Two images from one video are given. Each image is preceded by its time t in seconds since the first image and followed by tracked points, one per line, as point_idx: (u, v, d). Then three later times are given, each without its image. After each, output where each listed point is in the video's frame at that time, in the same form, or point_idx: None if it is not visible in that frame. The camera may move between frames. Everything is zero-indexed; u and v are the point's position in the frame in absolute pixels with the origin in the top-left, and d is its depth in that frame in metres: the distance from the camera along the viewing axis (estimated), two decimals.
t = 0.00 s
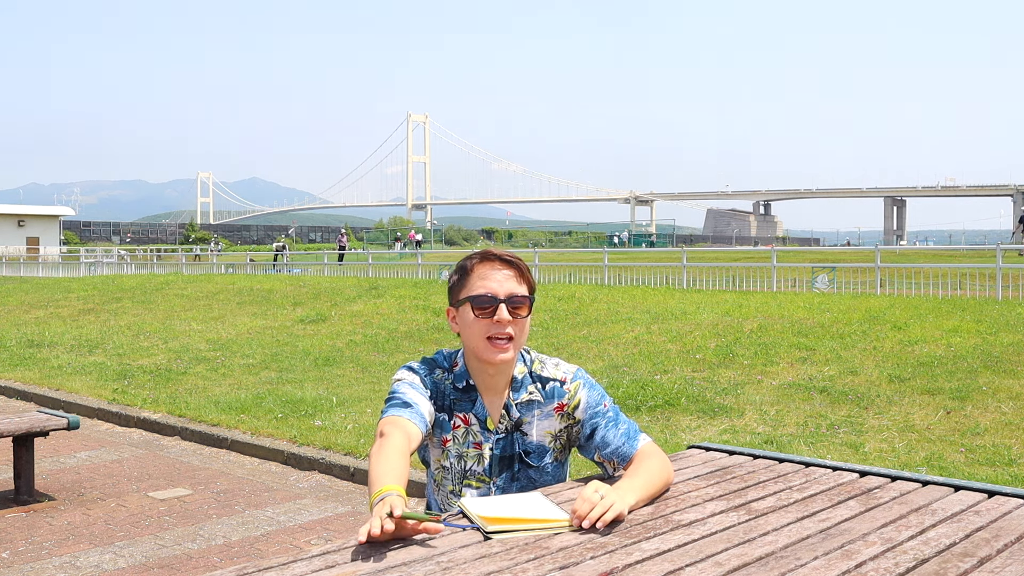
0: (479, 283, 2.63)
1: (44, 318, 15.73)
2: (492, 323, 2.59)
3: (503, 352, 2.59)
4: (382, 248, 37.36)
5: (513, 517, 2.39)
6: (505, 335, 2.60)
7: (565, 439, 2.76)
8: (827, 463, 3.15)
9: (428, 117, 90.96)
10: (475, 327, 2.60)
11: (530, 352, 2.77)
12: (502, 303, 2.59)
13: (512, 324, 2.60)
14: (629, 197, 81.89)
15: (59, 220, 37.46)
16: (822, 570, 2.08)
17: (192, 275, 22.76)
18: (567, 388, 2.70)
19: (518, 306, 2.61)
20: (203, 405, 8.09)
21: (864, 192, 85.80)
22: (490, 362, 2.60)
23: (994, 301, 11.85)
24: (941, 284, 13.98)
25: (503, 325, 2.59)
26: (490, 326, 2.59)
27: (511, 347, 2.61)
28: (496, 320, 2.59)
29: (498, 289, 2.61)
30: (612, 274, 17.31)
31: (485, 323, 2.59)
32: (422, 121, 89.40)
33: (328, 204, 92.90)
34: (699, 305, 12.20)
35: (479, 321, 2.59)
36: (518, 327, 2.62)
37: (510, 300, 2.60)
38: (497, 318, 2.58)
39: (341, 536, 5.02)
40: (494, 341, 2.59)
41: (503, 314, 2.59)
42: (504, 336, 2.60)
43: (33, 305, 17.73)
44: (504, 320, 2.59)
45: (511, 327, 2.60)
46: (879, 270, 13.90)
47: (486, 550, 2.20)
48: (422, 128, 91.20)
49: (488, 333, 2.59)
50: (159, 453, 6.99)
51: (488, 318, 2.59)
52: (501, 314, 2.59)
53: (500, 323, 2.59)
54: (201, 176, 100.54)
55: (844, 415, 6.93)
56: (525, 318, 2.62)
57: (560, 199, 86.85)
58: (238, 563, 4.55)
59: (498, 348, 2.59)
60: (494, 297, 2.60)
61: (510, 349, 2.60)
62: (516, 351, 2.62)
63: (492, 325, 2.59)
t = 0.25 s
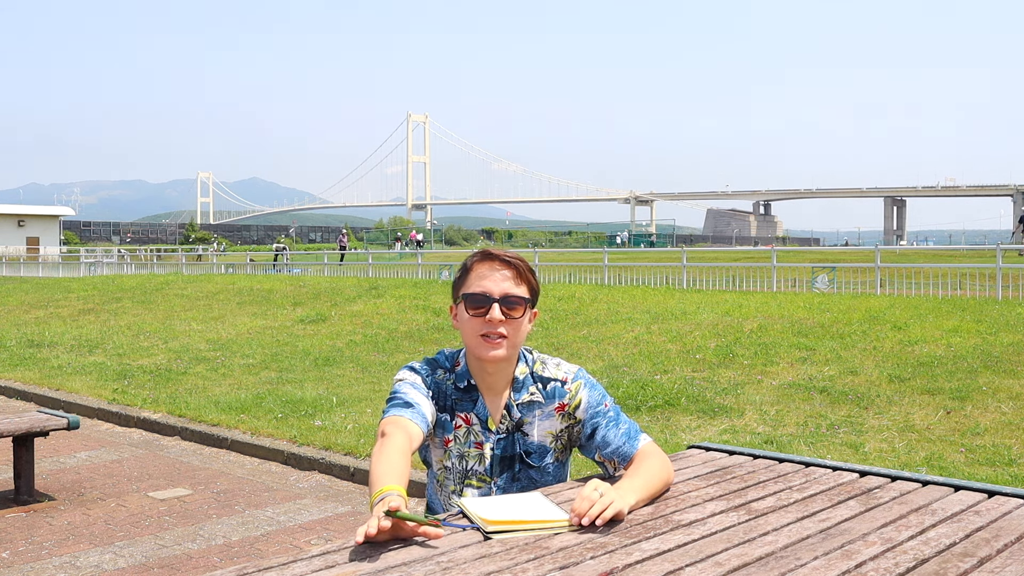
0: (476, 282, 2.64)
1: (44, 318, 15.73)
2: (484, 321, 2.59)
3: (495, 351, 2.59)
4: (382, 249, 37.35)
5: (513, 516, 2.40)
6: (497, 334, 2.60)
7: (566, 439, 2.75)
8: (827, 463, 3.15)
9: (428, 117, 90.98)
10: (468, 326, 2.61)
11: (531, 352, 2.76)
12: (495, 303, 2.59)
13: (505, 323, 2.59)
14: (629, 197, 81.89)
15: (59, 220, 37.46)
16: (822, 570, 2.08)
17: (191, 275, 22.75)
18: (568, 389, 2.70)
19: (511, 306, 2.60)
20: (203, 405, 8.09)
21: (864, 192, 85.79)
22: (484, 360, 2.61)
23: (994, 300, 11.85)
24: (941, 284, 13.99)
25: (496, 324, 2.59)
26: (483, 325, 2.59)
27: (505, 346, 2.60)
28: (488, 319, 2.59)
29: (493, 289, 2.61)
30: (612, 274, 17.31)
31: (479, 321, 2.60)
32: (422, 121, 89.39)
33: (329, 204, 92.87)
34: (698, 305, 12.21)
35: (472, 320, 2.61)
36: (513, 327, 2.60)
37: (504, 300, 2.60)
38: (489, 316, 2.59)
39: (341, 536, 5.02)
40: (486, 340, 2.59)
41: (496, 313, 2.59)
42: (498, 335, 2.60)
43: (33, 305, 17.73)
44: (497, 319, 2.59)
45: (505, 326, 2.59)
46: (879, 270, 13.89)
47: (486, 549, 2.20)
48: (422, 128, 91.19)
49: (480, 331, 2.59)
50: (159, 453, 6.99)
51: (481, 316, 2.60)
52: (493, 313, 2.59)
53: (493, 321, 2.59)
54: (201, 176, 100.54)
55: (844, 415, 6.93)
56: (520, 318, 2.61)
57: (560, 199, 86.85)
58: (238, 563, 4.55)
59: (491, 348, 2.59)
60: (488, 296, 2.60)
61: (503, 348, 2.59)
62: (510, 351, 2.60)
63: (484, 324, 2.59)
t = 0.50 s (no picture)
0: (476, 282, 2.64)
1: (44, 318, 15.73)
2: (482, 321, 2.60)
3: (493, 351, 2.59)
4: (382, 249, 37.35)
5: (513, 516, 2.39)
6: (495, 334, 2.60)
7: (567, 439, 2.75)
8: (827, 463, 3.15)
9: (428, 117, 91.03)
10: (467, 325, 2.62)
11: (533, 353, 2.76)
12: (494, 303, 2.59)
13: (503, 324, 2.59)
14: (629, 197, 81.90)
15: (59, 220, 37.46)
16: (822, 570, 2.08)
17: (192, 275, 22.76)
18: (569, 389, 2.69)
19: (509, 307, 2.60)
20: (203, 405, 8.09)
21: (864, 192, 85.80)
22: (482, 361, 2.61)
23: (994, 301, 11.85)
24: (941, 284, 13.99)
25: (494, 325, 2.59)
26: (481, 325, 2.60)
27: (502, 347, 2.60)
28: (486, 320, 2.59)
29: (492, 289, 2.61)
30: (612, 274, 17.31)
31: (477, 322, 2.60)
32: (422, 121, 89.39)
33: (329, 204, 92.86)
34: (699, 305, 12.21)
35: (471, 320, 2.61)
36: (511, 328, 2.60)
37: (503, 300, 2.59)
38: (487, 317, 2.59)
39: (341, 536, 5.02)
40: (484, 340, 2.60)
41: (495, 314, 2.59)
42: (496, 336, 2.60)
43: (33, 305, 17.73)
44: (495, 320, 2.59)
45: (503, 327, 2.59)
46: (879, 270, 13.89)
47: (486, 550, 2.20)
48: (422, 128, 91.17)
49: (478, 331, 2.60)
50: (159, 453, 6.99)
51: (480, 317, 2.60)
52: (491, 313, 2.59)
53: (491, 322, 2.59)
54: (201, 176, 100.52)
55: (844, 415, 6.93)
56: (518, 319, 2.60)
57: (561, 199, 86.85)
58: (238, 563, 4.55)
59: (489, 348, 2.59)
60: (487, 296, 2.60)
61: (500, 348, 2.59)
62: (508, 351, 2.60)
63: (483, 324, 2.60)
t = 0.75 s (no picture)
0: (477, 281, 2.64)
1: (44, 318, 15.73)
2: (481, 321, 2.60)
3: (490, 350, 2.59)
4: (382, 249, 37.33)
5: (512, 516, 2.39)
6: (494, 334, 2.59)
7: (566, 440, 2.75)
8: (827, 463, 3.15)
9: (428, 117, 91.01)
10: (466, 324, 2.62)
11: (533, 353, 2.76)
12: (494, 303, 2.59)
13: (502, 323, 2.59)
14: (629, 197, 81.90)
15: (59, 220, 37.46)
16: (822, 570, 2.08)
17: (191, 275, 22.76)
18: (569, 389, 2.69)
19: (509, 307, 2.59)
20: (203, 405, 8.09)
21: (864, 192, 85.80)
22: (480, 360, 2.61)
23: (994, 301, 11.84)
24: (941, 284, 13.99)
25: (493, 324, 2.59)
26: (480, 324, 2.60)
27: (500, 347, 2.59)
28: (485, 319, 2.59)
29: (493, 288, 2.61)
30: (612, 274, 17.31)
31: (476, 320, 2.60)
32: (422, 122, 89.38)
33: (329, 204, 92.85)
34: (698, 305, 12.20)
35: (470, 318, 2.61)
36: (509, 328, 2.60)
37: (502, 300, 2.59)
38: (486, 316, 2.59)
39: (342, 536, 5.02)
40: (483, 339, 2.60)
41: (493, 313, 2.59)
42: (494, 336, 2.59)
43: (33, 305, 17.73)
44: (494, 319, 2.59)
45: (502, 327, 2.59)
46: (879, 270, 13.89)
47: (486, 550, 2.20)
48: (422, 128, 91.17)
49: (477, 330, 2.60)
50: (159, 453, 6.99)
51: (479, 316, 2.60)
52: (490, 313, 2.59)
53: (489, 321, 2.59)
54: (201, 176, 100.49)
55: (844, 415, 6.93)
56: (517, 319, 2.60)
57: (561, 199, 86.84)
58: (238, 563, 4.55)
59: (487, 347, 2.59)
60: (487, 296, 2.60)
61: (498, 348, 2.59)
62: (506, 351, 2.60)
63: (481, 323, 2.60)
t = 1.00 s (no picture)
0: (477, 281, 2.65)
1: (44, 318, 15.73)
2: (479, 320, 2.60)
3: (487, 351, 2.59)
4: (382, 249, 37.32)
5: (512, 516, 2.39)
6: (491, 334, 2.59)
7: (566, 440, 2.75)
8: (827, 463, 3.15)
9: (428, 117, 91.05)
10: (465, 323, 2.62)
11: (533, 353, 2.76)
12: (492, 303, 2.59)
13: (500, 324, 2.59)
14: (629, 197, 81.90)
15: (59, 220, 37.45)
16: (822, 570, 2.08)
17: (191, 275, 22.76)
18: (569, 389, 2.69)
19: (507, 308, 2.59)
20: (203, 405, 8.09)
21: (864, 192, 85.80)
22: (477, 361, 2.61)
23: (994, 301, 11.84)
24: (941, 284, 13.99)
25: (491, 324, 2.59)
26: (477, 324, 2.60)
27: (498, 347, 2.59)
28: (483, 319, 2.59)
29: (492, 289, 2.61)
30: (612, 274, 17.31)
31: (474, 320, 2.60)
32: (422, 122, 89.38)
33: (329, 203, 92.83)
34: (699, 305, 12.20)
35: (469, 318, 2.61)
36: (507, 329, 2.60)
37: (501, 301, 2.59)
38: (484, 316, 2.59)
39: (342, 536, 5.02)
40: (481, 339, 2.60)
41: (491, 313, 2.58)
42: (491, 337, 2.59)
43: (33, 305, 17.73)
44: (492, 320, 2.59)
45: (499, 328, 2.59)
46: (879, 270, 13.88)
47: (486, 550, 2.20)
48: (422, 129, 91.19)
49: (475, 329, 2.60)
50: (159, 453, 6.99)
51: (477, 316, 2.60)
52: (488, 313, 2.59)
53: (487, 322, 2.59)
54: (201, 176, 100.50)
55: (844, 415, 6.93)
56: (515, 320, 2.60)
57: (561, 199, 86.83)
58: (238, 563, 4.55)
59: (484, 347, 2.59)
60: (486, 296, 2.61)
61: (496, 348, 2.59)
62: (504, 352, 2.60)
63: (479, 323, 2.60)
